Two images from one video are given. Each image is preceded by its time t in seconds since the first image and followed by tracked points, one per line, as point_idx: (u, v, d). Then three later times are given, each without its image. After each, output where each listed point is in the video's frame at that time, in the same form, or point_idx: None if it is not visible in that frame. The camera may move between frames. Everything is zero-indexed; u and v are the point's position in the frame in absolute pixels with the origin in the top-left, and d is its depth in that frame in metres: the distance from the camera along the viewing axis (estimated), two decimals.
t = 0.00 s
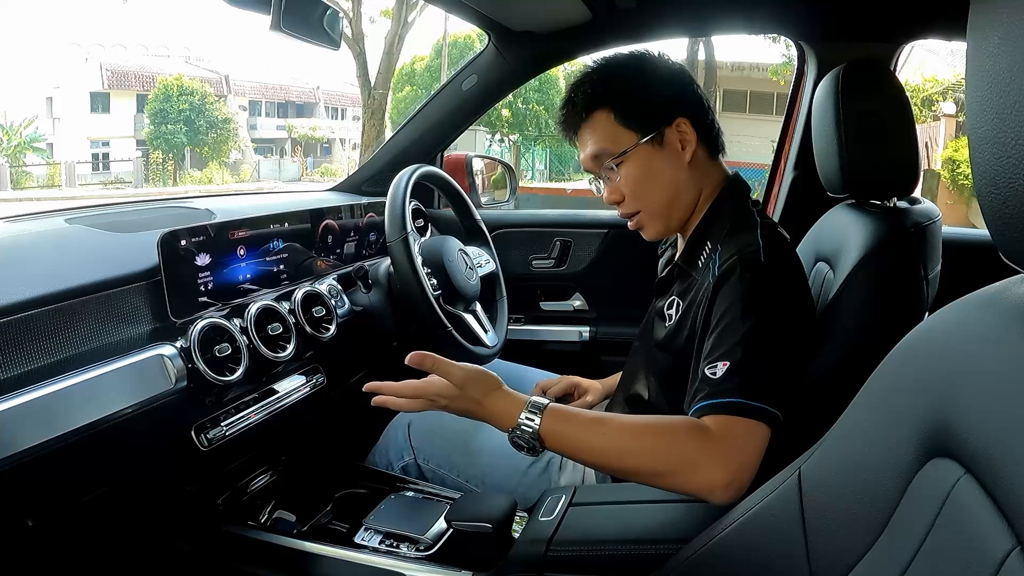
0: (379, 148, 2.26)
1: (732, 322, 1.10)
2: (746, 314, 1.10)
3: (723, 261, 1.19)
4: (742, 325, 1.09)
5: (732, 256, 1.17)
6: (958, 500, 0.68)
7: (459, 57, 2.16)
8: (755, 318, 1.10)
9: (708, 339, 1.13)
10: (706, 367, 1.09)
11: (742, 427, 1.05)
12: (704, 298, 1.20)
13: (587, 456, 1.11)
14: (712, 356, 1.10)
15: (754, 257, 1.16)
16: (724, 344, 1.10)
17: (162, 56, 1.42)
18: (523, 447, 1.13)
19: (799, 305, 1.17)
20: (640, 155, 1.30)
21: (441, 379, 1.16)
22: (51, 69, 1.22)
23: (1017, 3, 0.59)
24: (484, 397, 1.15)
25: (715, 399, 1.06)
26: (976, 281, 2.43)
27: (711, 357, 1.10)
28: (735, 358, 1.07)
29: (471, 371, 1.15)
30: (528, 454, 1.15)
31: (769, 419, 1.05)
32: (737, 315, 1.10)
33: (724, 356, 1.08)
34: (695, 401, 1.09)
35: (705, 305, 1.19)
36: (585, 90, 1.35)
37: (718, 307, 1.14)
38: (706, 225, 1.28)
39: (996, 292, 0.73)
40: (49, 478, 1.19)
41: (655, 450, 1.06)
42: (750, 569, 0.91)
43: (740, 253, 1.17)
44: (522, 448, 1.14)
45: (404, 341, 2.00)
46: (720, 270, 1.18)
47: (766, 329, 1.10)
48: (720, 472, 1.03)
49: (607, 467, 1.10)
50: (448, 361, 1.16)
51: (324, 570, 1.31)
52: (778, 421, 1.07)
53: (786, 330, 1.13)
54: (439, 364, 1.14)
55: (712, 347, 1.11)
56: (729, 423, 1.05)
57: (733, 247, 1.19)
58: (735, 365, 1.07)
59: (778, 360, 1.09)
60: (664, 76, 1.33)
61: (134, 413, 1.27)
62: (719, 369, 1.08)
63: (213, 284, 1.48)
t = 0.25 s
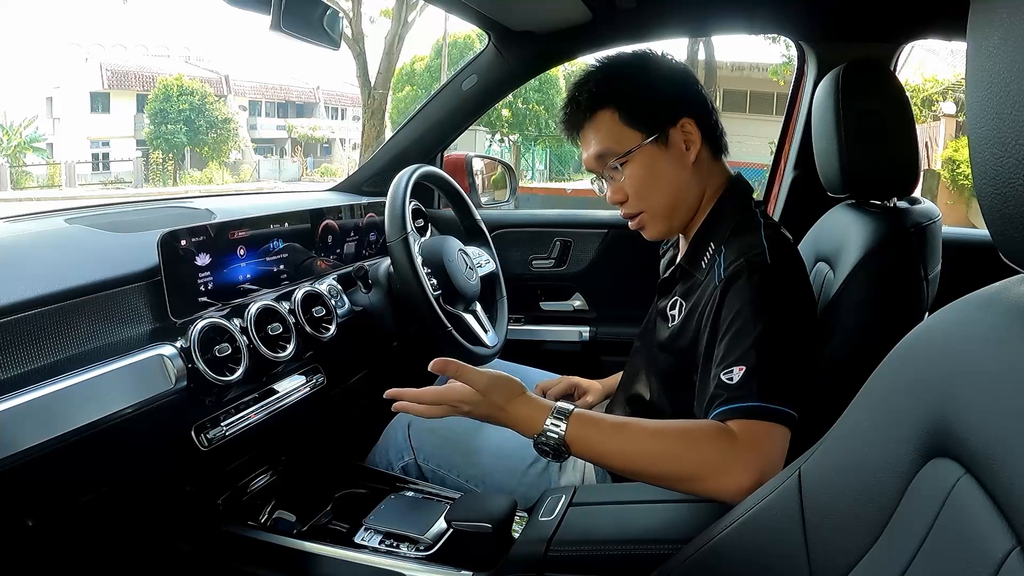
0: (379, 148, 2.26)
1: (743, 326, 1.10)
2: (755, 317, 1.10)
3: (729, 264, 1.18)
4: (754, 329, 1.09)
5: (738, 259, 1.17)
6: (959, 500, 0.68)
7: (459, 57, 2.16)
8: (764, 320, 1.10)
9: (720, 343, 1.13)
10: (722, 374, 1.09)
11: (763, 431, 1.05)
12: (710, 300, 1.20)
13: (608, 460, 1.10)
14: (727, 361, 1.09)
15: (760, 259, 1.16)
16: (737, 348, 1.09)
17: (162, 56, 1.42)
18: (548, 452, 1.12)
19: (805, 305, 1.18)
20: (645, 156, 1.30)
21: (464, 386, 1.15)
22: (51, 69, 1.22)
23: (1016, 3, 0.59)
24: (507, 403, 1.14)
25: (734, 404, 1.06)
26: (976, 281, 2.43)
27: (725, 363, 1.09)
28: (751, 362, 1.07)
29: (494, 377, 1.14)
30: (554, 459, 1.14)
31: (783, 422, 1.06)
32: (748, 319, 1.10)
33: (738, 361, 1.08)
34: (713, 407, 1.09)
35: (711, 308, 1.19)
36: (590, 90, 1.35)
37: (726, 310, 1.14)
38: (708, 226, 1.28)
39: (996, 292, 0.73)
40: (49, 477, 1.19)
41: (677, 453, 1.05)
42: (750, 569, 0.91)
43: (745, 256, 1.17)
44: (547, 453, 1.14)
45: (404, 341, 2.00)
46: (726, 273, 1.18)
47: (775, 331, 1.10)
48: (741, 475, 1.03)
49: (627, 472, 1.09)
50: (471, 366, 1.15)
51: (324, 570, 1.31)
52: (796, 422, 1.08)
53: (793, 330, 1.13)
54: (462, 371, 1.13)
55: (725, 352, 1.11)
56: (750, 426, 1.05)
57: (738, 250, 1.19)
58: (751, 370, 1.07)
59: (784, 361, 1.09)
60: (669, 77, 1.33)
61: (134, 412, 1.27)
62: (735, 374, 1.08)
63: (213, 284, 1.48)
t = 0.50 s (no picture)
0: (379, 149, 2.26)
1: (749, 329, 1.10)
2: (760, 318, 1.10)
3: (730, 264, 1.18)
4: (759, 330, 1.09)
5: (739, 259, 1.17)
6: (959, 500, 0.68)
7: (459, 57, 2.16)
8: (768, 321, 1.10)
9: (725, 344, 1.14)
10: (729, 377, 1.09)
11: (774, 428, 1.06)
12: (711, 300, 1.20)
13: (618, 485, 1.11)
14: (734, 364, 1.09)
15: (761, 259, 1.16)
16: (742, 351, 1.09)
17: (162, 56, 1.42)
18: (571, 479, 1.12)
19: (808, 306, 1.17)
20: (643, 157, 1.30)
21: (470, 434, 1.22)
22: (51, 69, 1.22)
23: (1016, 3, 0.59)
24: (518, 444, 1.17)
25: (744, 407, 1.07)
26: (976, 281, 2.43)
27: (731, 366, 1.10)
28: (757, 364, 1.07)
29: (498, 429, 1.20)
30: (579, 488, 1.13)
31: (794, 421, 1.06)
32: (752, 320, 1.10)
33: (745, 363, 1.08)
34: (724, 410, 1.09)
35: (712, 308, 1.19)
36: (589, 91, 1.35)
37: (730, 311, 1.14)
38: (708, 225, 1.28)
39: (996, 292, 0.73)
40: (49, 477, 1.19)
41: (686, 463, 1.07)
42: (750, 569, 0.91)
43: (746, 256, 1.17)
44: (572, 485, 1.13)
45: (404, 341, 2.00)
46: (727, 273, 1.18)
47: (779, 332, 1.10)
48: (753, 472, 1.04)
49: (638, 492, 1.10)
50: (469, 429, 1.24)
51: (324, 570, 1.31)
52: (807, 422, 1.08)
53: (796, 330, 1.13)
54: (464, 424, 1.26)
55: (732, 354, 1.11)
56: (764, 428, 1.05)
57: (739, 249, 1.19)
58: (757, 371, 1.07)
59: (788, 362, 1.09)
60: (668, 78, 1.33)
61: (134, 413, 1.27)
62: (741, 377, 1.08)
63: (213, 284, 1.48)
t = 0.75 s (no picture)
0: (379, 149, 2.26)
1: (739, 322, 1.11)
2: (749, 310, 1.11)
3: (722, 258, 1.19)
4: (747, 320, 1.10)
5: (731, 252, 1.18)
6: (959, 500, 0.68)
7: (459, 57, 2.16)
8: (759, 315, 1.11)
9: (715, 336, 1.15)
10: (716, 368, 1.11)
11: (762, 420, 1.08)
12: (705, 294, 1.21)
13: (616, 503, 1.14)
14: (722, 355, 1.11)
15: (754, 253, 1.16)
16: (731, 343, 1.11)
17: (162, 56, 1.41)
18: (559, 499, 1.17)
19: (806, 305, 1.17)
20: (635, 158, 1.30)
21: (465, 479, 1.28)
22: (51, 69, 1.22)
23: (1016, 3, 0.59)
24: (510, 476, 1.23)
25: (730, 398, 1.09)
26: (976, 281, 2.43)
27: (719, 357, 1.12)
28: (744, 355, 1.09)
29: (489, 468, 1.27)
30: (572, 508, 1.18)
31: (783, 413, 1.08)
32: (741, 313, 1.11)
33: (732, 355, 1.10)
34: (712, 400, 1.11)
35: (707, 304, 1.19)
36: (579, 98, 1.36)
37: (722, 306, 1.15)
38: (703, 222, 1.28)
39: (996, 292, 0.73)
40: (49, 477, 1.19)
41: (677, 473, 1.10)
42: (750, 569, 0.91)
43: (738, 249, 1.18)
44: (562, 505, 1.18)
45: (404, 341, 2.00)
46: (719, 266, 1.19)
47: (772, 327, 1.11)
48: (742, 468, 1.07)
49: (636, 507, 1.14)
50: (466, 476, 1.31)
51: (324, 570, 1.31)
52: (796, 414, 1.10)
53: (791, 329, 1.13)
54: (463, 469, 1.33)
55: (720, 345, 1.12)
56: (748, 422, 1.08)
57: (732, 243, 1.20)
58: (744, 363, 1.08)
59: (784, 361, 1.10)
60: (657, 80, 1.33)
61: (134, 413, 1.27)
62: (727, 368, 1.10)
63: (213, 284, 1.47)
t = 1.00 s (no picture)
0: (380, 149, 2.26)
1: (732, 320, 1.11)
2: (742, 308, 1.11)
3: (716, 256, 1.19)
4: (740, 319, 1.10)
5: (724, 250, 1.18)
6: (959, 500, 0.68)
7: (459, 57, 2.16)
8: (752, 313, 1.10)
9: (710, 335, 1.14)
10: (711, 366, 1.11)
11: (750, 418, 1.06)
12: (700, 293, 1.21)
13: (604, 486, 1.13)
14: (716, 354, 1.11)
15: (747, 250, 1.16)
16: (725, 341, 1.10)
17: (162, 56, 1.41)
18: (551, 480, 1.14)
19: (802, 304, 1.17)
20: (619, 166, 1.31)
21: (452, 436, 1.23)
22: (51, 69, 1.22)
23: (1017, 3, 0.59)
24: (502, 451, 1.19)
25: (724, 396, 1.08)
26: (976, 281, 2.43)
27: (714, 355, 1.11)
28: (737, 353, 1.08)
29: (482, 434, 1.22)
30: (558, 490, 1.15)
31: (773, 410, 1.06)
32: (734, 311, 1.11)
33: (725, 352, 1.09)
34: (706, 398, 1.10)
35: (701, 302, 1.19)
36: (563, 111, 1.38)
37: (715, 304, 1.15)
38: (695, 222, 1.27)
39: (996, 292, 0.73)
40: (49, 478, 1.19)
41: (667, 462, 1.09)
42: (750, 569, 0.91)
43: (731, 247, 1.17)
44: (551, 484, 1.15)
45: (404, 341, 2.00)
46: (712, 265, 1.19)
47: (765, 324, 1.10)
48: (735, 462, 1.05)
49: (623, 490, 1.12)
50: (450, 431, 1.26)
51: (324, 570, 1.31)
52: (788, 411, 1.09)
53: (788, 328, 1.13)
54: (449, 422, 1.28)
55: (715, 344, 1.12)
56: (740, 419, 1.06)
57: (724, 241, 1.19)
58: (738, 361, 1.08)
59: (780, 359, 1.10)
60: (637, 87, 1.34)
61: (134, 413, 1.27)
62: (722, 366, 1.09)
63: (213, 284, 1.47)
